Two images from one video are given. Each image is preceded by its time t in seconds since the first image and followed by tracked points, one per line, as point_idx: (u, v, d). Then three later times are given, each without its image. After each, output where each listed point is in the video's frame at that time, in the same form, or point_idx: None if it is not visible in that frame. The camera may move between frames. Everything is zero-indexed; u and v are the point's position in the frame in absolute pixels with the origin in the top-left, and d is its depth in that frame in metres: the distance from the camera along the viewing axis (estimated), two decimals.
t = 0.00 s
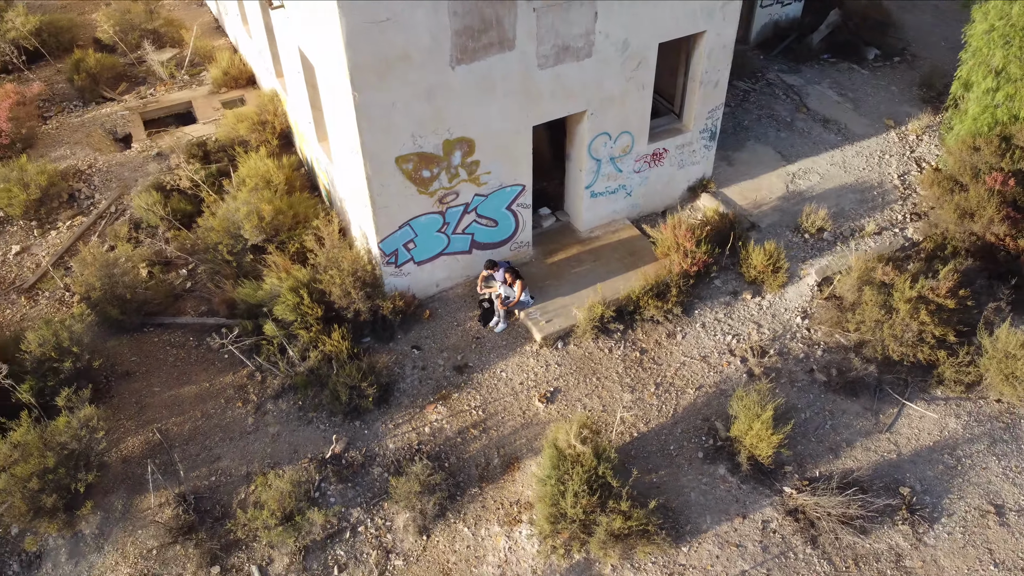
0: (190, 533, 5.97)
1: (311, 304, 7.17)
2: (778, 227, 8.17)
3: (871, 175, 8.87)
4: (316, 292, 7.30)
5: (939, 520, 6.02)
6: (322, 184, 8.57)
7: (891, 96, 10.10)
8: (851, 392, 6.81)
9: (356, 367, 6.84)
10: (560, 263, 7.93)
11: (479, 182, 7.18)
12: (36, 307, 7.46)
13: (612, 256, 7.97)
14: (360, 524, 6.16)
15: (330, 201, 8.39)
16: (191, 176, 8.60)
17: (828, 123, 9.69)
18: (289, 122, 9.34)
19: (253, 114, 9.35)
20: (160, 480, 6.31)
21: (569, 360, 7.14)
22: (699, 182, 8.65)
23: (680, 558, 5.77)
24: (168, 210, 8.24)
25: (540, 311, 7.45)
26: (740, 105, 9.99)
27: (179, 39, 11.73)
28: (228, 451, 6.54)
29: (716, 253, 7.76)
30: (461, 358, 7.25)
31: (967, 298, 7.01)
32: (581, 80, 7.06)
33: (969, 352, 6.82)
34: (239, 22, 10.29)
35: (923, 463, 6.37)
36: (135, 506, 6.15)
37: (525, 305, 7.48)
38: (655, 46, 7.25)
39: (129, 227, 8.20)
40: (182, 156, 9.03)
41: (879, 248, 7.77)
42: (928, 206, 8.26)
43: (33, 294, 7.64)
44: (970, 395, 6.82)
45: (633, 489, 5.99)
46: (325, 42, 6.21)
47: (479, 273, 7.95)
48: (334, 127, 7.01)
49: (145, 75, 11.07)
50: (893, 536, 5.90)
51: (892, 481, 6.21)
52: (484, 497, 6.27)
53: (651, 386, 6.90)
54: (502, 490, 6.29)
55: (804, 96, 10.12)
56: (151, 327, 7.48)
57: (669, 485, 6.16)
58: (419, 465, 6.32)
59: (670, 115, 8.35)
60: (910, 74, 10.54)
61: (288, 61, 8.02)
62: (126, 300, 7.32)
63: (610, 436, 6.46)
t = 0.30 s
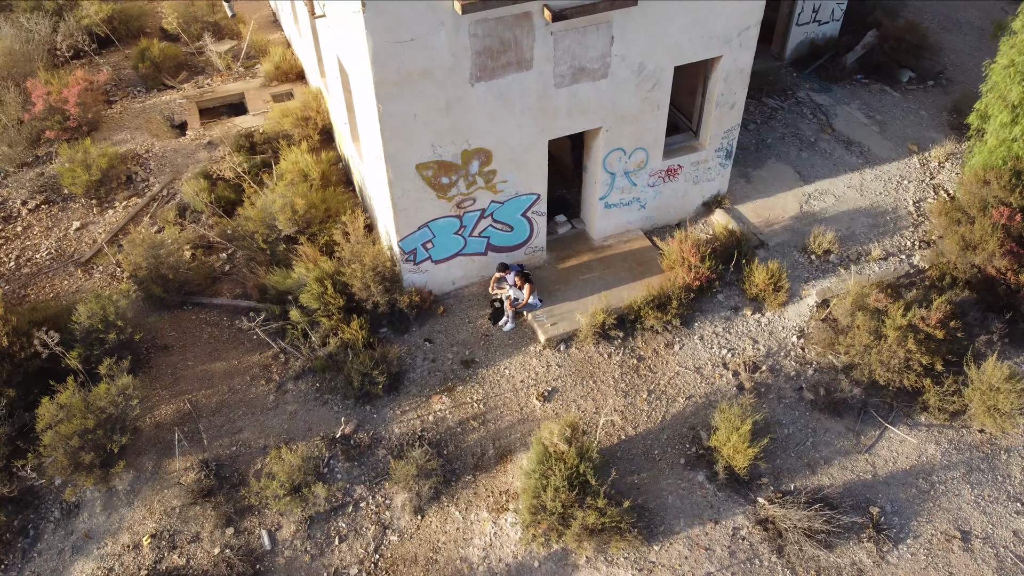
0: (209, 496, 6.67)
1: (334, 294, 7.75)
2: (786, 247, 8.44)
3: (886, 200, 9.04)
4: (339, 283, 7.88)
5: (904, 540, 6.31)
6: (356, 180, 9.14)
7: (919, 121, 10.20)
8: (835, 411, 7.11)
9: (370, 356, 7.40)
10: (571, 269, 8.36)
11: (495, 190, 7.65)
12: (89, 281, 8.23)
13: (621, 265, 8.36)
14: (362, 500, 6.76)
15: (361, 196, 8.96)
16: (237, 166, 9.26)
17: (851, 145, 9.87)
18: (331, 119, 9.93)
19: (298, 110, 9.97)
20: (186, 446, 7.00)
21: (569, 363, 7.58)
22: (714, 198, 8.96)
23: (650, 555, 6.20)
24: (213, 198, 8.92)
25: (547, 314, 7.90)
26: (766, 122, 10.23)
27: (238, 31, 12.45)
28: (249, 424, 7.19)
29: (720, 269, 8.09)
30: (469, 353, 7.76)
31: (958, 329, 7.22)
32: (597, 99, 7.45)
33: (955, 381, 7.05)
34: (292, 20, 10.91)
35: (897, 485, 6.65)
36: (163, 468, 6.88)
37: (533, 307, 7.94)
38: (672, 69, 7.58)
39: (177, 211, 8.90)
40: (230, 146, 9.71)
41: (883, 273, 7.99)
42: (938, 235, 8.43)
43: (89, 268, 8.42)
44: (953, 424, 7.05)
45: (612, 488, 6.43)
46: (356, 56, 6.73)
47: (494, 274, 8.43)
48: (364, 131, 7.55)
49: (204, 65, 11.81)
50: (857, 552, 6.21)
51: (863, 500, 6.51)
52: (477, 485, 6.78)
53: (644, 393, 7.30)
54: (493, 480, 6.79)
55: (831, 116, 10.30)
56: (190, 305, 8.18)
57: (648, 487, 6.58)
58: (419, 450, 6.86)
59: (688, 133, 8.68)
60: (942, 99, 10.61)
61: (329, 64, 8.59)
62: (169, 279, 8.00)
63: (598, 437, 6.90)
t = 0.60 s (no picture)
0: (220, 465, 7.39)
1: (345, 286, 8.34)
2: (779, 262, 8.78)
3: (884, 221, 9.30)
4: (351, 276, 8.46)
5: (858, 548, 6.67)
6: (376, 177, 9.70)
7: (928, 142, 10.38)
8: (807, 423, 7.48)
9: (374, 345, 7.98)
10: (571, 273, 8.82)
11: (499, 197, 8.14)
12: (126, 261, 8.97)
13: (618, 271, 8.79)
14: (357, 478, 7.37)
15: (380, 193, 9.52)
16: (266, 160, 9.91)
17: (857, 163, 10.11)
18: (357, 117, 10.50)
19: (327, 108, 10.56)
20: (202, 419, 7.69)
21: (559, 362, 8.06)
22: (715, 211, 9.32)
23: (615, 546, 6.70)
24: (243, 189, 9.59)
25: (543, 315, 8.39)
26: (776, 137, 10.51)
27: (280, 27, 13.10)
28: (260, 402, 7.84)
29: (712, 280, 8.47)
30: (467, 348, 8.28)
31: (932, 352, 7.52)
32: (599, 115, 7.86)
33: (925, 401, 7.37)
34: (327, 20, 11.49)
35: (858, 496, 7.02)
36: (181, 438, 7.58)
37: (531, 307, 8.42)
38: (672, 89, 7.95)
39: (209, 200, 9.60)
40: (262, 140, 10.36)
41: (869, 293, 8.29)
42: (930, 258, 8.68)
43: (127, 249, 9.17)
44: (920, 441, 7.38)
45: (585, 482, 6.92)
46: (372, 68, 7.25)
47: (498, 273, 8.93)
48: (380, 136, 8.08)
49: (245, 59, 12.48)
50: (811, 556, 6.61)
51: (822, 508, 6.90)
52: (463, 471, 7.33)
53: (627, 394, 7.74)
54: (479, 467, 7.33)
55: (841, 134, 10.54)
56: (215, 288, 8.86)
57: (620, 483, 7.05)
58: (411, 436, 7.42)
59: (692, 147, 9.03)
60: (955, 121, 10.75)
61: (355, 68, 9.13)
62: (196, 263, 8.67)
63: (578, 433, 7.38)
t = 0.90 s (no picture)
0: (230, 438, 8.08)
1: (356, 279, 8.95)
2: (771, 277, 9.15)
3: (879, 241, 9.58)
4: (362, 270, 9.07)
5: (814, 553, 7.07)
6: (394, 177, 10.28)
7: (933, 166, 10.58)
8: (778, 432, 7.87)
9: (377, 336, 8.57)
10: (569, 278, 9.31)
11: (502, 203, 8.65)
12: (159, 245, 9.71)
13: (614, 278, 9.25)
14: (354, 458, 7.99)
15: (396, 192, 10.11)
16: (292, 156, 10.57)
17: (859, 184, 10.39)
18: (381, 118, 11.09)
19: (354, 108, 11.17)
20: (217, 395, 8.38)
21: (550, 361, 8.57)
22: (713, 225, 9.71)
23: (584, 535, 7.20)
24: (270, 182, 10.26)
25: (538, 315, 8.90)
26: (783, 155, 10.83)
27: (317, 26, 13.75)
28: (271, 382, 8.51)
29: (701, 291, 8.89)
30: (465, 343, 8.83)
31: (904, 372, 7.84)
32: (599, 130, 8.32)
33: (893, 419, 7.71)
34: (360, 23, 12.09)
35: (820, 505, 7.40)
36: (197, 411, 8.28)
37: (528, 308, 8.96)
38: (670, 108, 8.37)
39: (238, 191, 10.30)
40: (291, 136, 11.01)
41: (854, 312, 8.62)
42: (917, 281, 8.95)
43: (161, 233, 9.91)
44: (887, 457, 7.72)
45: (560, 474, 7.42)
46: (386, 79, 7.81)
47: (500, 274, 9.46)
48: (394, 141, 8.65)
49: (283, 56, 13.17)
50: (768, 557, 7.02)
51: (784, 514, 7.31)
52: (451, 457, 7.89)
53: (611, 396, 8.21)
54: (466, 455, 7.88)
55: (847, 155, 10.82)
56: (238, 274, 9.55)
57: (594, 477, 7.54)
58: (405, 422, 8.00)
59: (692, 162, 9.43)
60: (963, 146, 10.92)
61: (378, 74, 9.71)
62: (222, 250, 9.36)
63: (560, 429, 7.89)
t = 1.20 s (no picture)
0: (244, 410, 8.83)
1: (369, 271, 9.63)
2: (762, 292, 9.56)
3: (874, 264, 9.90)
4: (376, 263, 9.75)
5: (770, 555, 7.52)
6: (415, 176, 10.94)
7: (938, 192, 10.82)
8: (750, 440, 8.31)
9: (384, 325, 9.24)
10: (570, 281, 9.86)
11: (508, 208, 9.23)
12: (196, 228, 10.53)
13: (612, 284, 9.76)
14: (354, 436, 8.67)
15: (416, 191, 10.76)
16: (322, 151, 11.29)
17: (861, 207, 10.69)
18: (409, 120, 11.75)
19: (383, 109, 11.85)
20: (235, 370, 9.16)
21: (543, 359, 9.13)
22: (712, 239, 10.15)
23: (556, 522, 7.79)
24: (300, 175, 11.00)
25: (536, 315, 9.47)
26: (790, 174, 11.17)
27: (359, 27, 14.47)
28: (285, 361, 9.25)
29: (692, 302, 9.35)
30: (466, 337, 9.45)
31: (875, 392, 8.22)
32: (601, 144, 8.83)
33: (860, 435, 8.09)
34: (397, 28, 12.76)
35: (782, 511, 7.84)
36: (216, 384, 9.06)
37: (527, 308, 9.52)
38: (670, 128, 8.84)
39: (269, 183, 11.11)
40: (324, 132, 11.74)
41: (838, 330, 8.99)
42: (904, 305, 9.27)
43: (197, 218, 10.74)
44: (853, 470, 8.11)
45: (539, 465, 8.00)
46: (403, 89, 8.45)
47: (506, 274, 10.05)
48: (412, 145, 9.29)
49: (324, 55, 13.93)
50: (726, 556, 7.50)
51: (746, 516, 7.77)
52: (443, 442, 8.52)
53: (596, 395, 8.75)
54: (456, 440, 8.50)
55: (853, 177, 11.12)
56: (265, 260, 10.31)
57: (571, 470, 8.11)
58: (403, 406, 8.65)
59: (694, 178, 9.87)
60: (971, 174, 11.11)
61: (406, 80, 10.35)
62: (250, 237, 10.14)
63: (545, 423, 8.46)
